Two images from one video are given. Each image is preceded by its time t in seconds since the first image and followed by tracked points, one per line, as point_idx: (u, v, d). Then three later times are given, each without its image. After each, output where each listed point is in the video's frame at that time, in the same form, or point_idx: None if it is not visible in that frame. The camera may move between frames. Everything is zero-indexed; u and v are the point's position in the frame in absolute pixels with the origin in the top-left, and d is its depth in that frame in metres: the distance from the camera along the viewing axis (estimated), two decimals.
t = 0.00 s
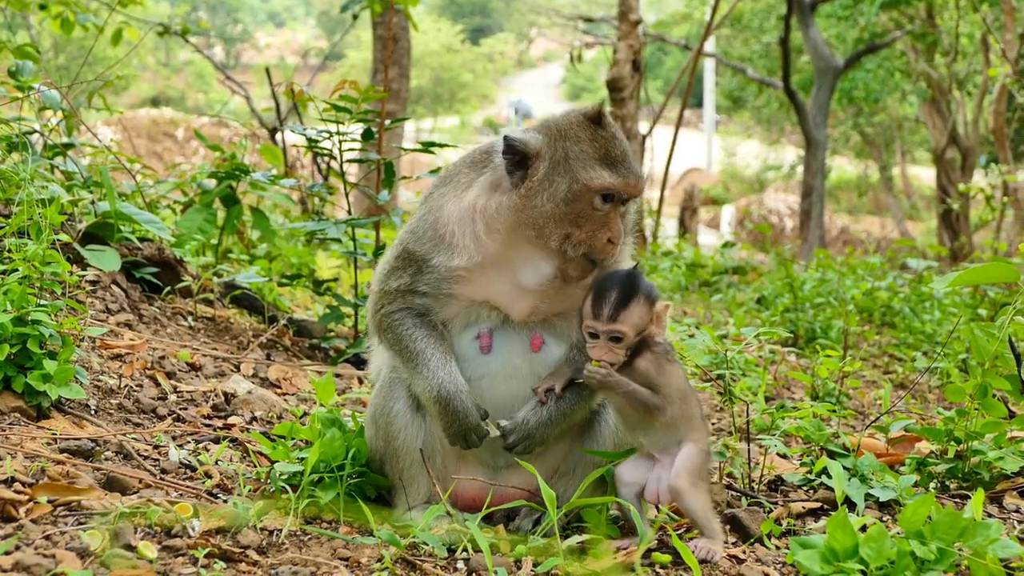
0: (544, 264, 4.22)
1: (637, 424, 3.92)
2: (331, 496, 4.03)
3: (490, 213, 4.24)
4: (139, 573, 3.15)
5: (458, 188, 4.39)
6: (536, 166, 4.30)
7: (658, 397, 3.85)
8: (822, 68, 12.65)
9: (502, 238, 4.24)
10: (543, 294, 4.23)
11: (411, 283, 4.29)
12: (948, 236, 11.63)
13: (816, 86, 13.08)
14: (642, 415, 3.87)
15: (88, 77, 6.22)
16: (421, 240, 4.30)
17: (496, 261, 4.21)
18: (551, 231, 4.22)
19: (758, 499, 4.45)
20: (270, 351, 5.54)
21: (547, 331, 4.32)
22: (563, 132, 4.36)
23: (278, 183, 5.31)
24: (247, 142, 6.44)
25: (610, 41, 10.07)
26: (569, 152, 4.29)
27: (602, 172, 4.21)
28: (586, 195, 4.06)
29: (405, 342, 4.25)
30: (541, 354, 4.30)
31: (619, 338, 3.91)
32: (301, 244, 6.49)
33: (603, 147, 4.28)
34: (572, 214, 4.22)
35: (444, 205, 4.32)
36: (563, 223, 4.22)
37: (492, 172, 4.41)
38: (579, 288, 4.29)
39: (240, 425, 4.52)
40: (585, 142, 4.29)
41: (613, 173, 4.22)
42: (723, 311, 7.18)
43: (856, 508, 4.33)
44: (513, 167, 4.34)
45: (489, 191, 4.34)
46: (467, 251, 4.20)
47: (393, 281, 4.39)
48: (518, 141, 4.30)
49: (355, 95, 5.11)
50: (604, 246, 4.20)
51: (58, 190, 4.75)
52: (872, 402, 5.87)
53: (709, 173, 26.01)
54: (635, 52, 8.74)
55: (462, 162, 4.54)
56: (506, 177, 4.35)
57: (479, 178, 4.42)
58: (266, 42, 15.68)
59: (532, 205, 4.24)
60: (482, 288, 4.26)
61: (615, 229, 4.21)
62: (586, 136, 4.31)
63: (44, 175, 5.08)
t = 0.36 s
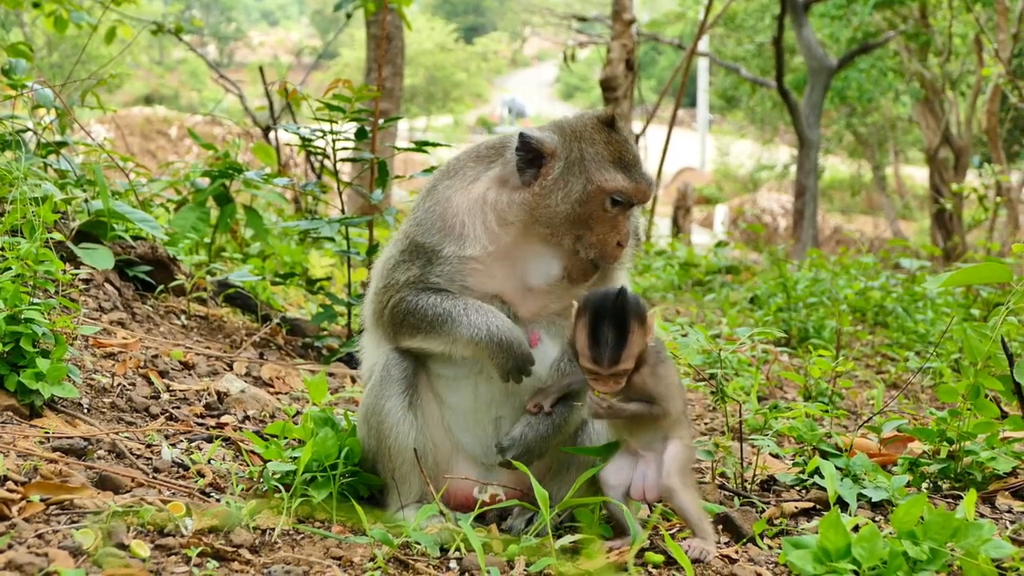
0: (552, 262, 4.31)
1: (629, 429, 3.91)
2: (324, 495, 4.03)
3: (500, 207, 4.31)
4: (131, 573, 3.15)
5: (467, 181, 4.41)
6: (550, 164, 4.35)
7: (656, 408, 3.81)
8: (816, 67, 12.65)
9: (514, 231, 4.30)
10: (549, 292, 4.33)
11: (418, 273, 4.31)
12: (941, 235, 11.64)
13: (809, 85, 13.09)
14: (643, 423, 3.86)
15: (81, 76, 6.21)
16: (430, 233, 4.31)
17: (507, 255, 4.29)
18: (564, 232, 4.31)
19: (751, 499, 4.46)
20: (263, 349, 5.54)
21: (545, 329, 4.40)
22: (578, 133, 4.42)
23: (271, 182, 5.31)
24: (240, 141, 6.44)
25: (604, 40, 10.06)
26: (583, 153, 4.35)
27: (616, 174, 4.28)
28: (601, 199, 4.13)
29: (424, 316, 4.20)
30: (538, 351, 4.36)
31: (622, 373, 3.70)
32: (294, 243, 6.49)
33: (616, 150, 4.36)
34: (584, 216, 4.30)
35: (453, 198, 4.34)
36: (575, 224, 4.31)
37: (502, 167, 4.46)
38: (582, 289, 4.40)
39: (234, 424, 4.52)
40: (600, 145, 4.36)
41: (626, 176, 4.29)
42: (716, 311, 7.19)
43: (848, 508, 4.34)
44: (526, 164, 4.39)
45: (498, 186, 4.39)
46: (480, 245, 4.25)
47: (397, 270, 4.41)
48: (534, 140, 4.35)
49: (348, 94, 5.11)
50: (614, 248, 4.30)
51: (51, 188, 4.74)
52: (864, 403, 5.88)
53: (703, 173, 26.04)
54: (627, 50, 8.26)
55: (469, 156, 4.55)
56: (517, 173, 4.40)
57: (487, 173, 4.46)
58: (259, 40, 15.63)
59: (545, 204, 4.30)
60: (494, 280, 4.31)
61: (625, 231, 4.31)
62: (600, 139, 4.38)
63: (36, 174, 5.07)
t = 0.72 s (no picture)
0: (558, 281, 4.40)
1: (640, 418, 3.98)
2: (315, 490, 4.02)
3: (512, 216, 4.29)
4: (123, 567, 3.14)
5: (477, 185, 4.35)
6: (556, 180, 4.36)
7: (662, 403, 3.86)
8: (808, 65, 12.70)
9: (531, 243, 4.31)
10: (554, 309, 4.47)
11: (463, 288, 4.19)
12: (933, 232, 11.66)
13: (801, 84, 13.13)
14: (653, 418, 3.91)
15: (72, 74, 6.22)
16: (451, 241, 4.24)
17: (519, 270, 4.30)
18: (570, 245, 4.32)
19: (742, 491, 4.47)
20: (255, 346, 5.56)
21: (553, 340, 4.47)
22: (585, 149, 4.42)
23: (262, 179, 5.32)
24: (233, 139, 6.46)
25: (596, 38, 10.10)
26: (590, 170, 4.36)
27: (622, 191, 4.32)
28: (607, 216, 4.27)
29: (502, 330, 4.11)
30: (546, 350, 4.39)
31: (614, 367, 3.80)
32: (287, 241, 6.51)
33: (622, 167, 4.39)
34: (590, 232, 4.32)
35: (467, 205, 4.27)
36: (584, 239, 4.32)
37: (507, 172, 4.43)
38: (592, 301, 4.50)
39: (225, 420, 4.52)
40: (606, 162, 4.38)
41: (631, 193, 4.33)
42: (709, 306, 7.22)
43: (840, 499, 4.35)
44: (531, 176, 4.39)
45: (507, 193, 4.36)
46: (503, 257, 4.23)
47: (431, 281, 4.28)
48: (542, 156, 4.35)
49: (339, 90, 5.13)
50: (620, 262, 4.33)
51: (42, 185, 4.75)
52: (856, 397, 5.91)
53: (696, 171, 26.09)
54: (620, 48, 8.20)
55: (474, 158, 4.50)
56: (522, 183, 4.39)
57: (494, 178, 4.42)
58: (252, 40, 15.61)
59: (555, 221, 4.31)
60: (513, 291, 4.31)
61: (633, 246, 4.34)
62: (606, 155, 4.40)
63: (28, 171, 5.08)
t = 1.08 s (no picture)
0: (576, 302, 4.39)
1: (624, 388, 4.00)
2: (300, 479, 4.02)
3: (529, 237, 4.25)
4: (106, 554, 3.15)
5: (496, 197, 4.32)
6: (573, 200, 4.30)
7: (633, 358, 3.92)
8: (800, 59, 12.77)
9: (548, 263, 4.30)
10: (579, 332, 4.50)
11: (473, 293, 4.22)
12: (923, 226, 11.68)
13: (793, 79, 13.17)
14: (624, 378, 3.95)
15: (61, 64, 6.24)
16: (466, 252, 4.24)
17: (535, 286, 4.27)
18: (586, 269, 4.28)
19: (728, 482, 4.48)
20: (242, 336, 5.59)
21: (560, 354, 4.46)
22: (606, 171, 4.35)
23: (250, 169, 5.34)
24: (222, 130, 6.49)
25: (587, 32, 10.14)
26: (609, 194, 4.31)
27: (641, 216, 4.30)
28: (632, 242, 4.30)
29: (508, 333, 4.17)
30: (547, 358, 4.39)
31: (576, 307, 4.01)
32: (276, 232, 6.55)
33: (642, 192, 4.33)
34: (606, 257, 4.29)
35: (485, 217, 4.26)
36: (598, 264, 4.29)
37: (525, 184, 4.38)
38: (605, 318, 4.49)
39: (211, 409, 4.55)
40: (626, 186, 4.33)
41: (649, 218, 4.31)
42: (697, 299, 7.26)
43: (825, 490, 4.36)
44: (548, 192, 4.34)
45: (524, 208, 4.31)
46: (520, 273, 4.22)
47: (439, 282, 4.30)
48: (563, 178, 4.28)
49: (328, 81, 5.14)
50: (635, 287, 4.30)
51: (29, 174, 4.77)
52: (842, 389, 5.96)
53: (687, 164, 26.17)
54: (611, 42, 8.10)
55: (492, 165, 4.46)
56: (539, 199, 4.35)
57: (512, 189, 4.37)
58: (244, 33, 15.59)
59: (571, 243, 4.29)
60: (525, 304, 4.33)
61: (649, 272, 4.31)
62: (627, 179, 4.34)
63: (16, 161, 5.10)
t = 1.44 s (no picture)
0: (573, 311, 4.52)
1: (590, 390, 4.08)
2: (290, 475, 4.02)
3: (518, 239, 4.43)
4: (95, 549, 3.15)
5: (492, 199, 4.50)
6: (560, 205, 4.57)
7: (591, 358, 4.00)
8: (792, 55, 12.82)
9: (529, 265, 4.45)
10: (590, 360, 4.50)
11: (455, 284, 4.33)
12: (916, 222, 11.70)
13: (785, 75, 13.20)
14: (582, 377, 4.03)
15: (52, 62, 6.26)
16: (454, 246, 4.37)
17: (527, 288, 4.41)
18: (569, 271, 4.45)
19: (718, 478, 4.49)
20: (233, 332, 5.62)
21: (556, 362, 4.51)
22: (592, 176, 4.63)
23: (240, 164, 5.36)
24: (213, 126, 6.52)
25: (580, 28, 10.17)
26: (592, 200, 4.59)
27: (624, 220, 4.54)
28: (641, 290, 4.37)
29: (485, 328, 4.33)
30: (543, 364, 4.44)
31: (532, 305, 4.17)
32: (267, 229, 6.58)
33: (627, 198, 4.59)
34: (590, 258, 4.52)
35: (478, 217, 4.42)
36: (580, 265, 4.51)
37: (518, 186, 4.57)
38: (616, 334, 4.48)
39: (201, 405, 4.56)
40: (611, 192, 4.59)
41: (633, 223, 4.55)
42: (689, 295, 7.30)
43: (814, 484, 4.37)
44: (539, 198, 4.58)
45: (515, 210, 4.51)
46: (502, 272, 4.34)
47: (426, 270, 4.40)
48: (551, 181, 4.55)
49: (318, 78, 5.16)
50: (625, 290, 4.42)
51: (19, 170, 4.79)
52: (832, 384, 6.00)
53: (681, 160, 26.21)
54: (602, 39, 8.17)
55: (495, 169, 4.64)
56: (530, 203, 4.56)
57: (507, 191, 4.55)
58: (238, 29, 15.58)
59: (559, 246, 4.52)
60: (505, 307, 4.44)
61: (638, 275, 4.45)
62: (612, 185, 4.60)
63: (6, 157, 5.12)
